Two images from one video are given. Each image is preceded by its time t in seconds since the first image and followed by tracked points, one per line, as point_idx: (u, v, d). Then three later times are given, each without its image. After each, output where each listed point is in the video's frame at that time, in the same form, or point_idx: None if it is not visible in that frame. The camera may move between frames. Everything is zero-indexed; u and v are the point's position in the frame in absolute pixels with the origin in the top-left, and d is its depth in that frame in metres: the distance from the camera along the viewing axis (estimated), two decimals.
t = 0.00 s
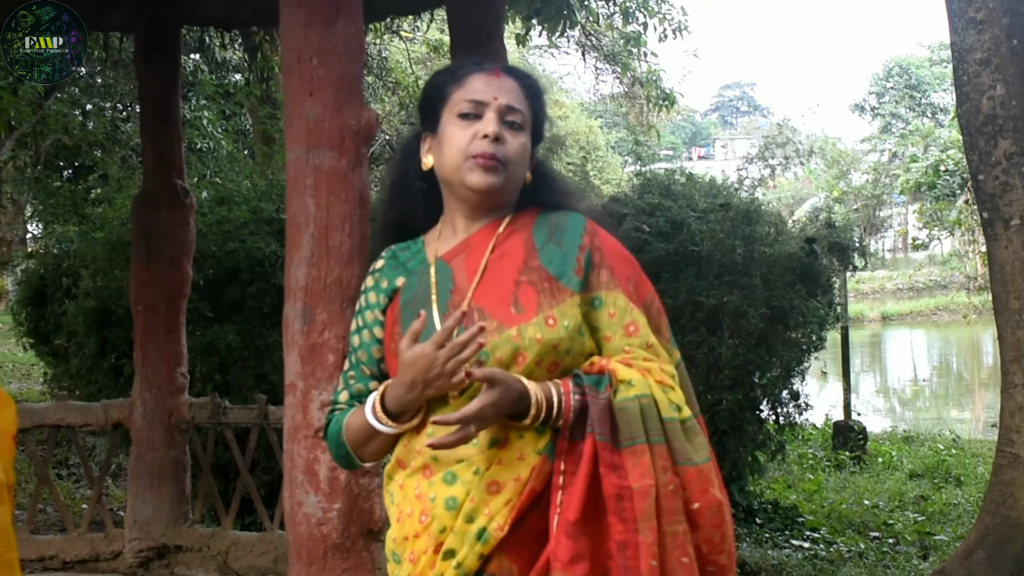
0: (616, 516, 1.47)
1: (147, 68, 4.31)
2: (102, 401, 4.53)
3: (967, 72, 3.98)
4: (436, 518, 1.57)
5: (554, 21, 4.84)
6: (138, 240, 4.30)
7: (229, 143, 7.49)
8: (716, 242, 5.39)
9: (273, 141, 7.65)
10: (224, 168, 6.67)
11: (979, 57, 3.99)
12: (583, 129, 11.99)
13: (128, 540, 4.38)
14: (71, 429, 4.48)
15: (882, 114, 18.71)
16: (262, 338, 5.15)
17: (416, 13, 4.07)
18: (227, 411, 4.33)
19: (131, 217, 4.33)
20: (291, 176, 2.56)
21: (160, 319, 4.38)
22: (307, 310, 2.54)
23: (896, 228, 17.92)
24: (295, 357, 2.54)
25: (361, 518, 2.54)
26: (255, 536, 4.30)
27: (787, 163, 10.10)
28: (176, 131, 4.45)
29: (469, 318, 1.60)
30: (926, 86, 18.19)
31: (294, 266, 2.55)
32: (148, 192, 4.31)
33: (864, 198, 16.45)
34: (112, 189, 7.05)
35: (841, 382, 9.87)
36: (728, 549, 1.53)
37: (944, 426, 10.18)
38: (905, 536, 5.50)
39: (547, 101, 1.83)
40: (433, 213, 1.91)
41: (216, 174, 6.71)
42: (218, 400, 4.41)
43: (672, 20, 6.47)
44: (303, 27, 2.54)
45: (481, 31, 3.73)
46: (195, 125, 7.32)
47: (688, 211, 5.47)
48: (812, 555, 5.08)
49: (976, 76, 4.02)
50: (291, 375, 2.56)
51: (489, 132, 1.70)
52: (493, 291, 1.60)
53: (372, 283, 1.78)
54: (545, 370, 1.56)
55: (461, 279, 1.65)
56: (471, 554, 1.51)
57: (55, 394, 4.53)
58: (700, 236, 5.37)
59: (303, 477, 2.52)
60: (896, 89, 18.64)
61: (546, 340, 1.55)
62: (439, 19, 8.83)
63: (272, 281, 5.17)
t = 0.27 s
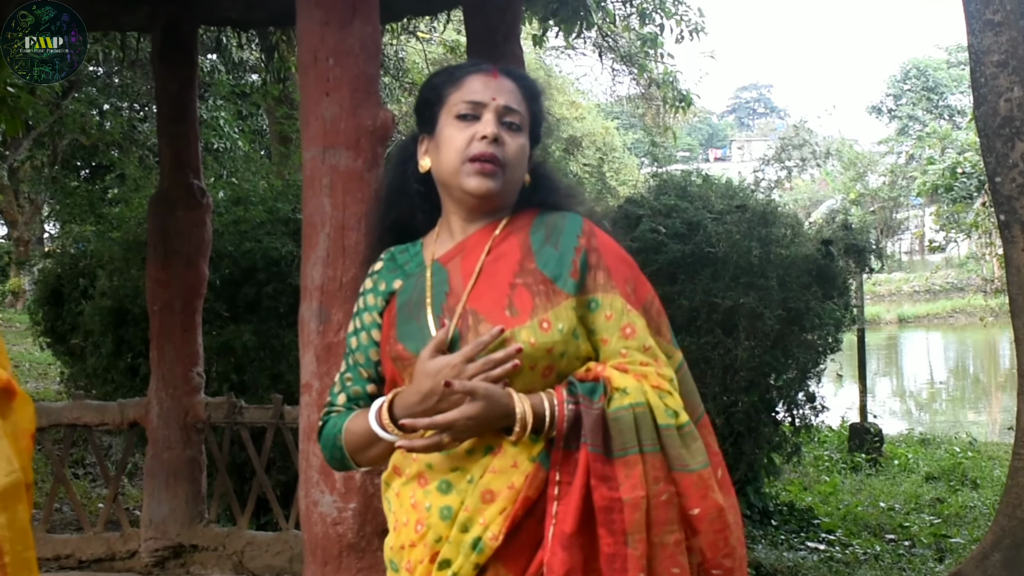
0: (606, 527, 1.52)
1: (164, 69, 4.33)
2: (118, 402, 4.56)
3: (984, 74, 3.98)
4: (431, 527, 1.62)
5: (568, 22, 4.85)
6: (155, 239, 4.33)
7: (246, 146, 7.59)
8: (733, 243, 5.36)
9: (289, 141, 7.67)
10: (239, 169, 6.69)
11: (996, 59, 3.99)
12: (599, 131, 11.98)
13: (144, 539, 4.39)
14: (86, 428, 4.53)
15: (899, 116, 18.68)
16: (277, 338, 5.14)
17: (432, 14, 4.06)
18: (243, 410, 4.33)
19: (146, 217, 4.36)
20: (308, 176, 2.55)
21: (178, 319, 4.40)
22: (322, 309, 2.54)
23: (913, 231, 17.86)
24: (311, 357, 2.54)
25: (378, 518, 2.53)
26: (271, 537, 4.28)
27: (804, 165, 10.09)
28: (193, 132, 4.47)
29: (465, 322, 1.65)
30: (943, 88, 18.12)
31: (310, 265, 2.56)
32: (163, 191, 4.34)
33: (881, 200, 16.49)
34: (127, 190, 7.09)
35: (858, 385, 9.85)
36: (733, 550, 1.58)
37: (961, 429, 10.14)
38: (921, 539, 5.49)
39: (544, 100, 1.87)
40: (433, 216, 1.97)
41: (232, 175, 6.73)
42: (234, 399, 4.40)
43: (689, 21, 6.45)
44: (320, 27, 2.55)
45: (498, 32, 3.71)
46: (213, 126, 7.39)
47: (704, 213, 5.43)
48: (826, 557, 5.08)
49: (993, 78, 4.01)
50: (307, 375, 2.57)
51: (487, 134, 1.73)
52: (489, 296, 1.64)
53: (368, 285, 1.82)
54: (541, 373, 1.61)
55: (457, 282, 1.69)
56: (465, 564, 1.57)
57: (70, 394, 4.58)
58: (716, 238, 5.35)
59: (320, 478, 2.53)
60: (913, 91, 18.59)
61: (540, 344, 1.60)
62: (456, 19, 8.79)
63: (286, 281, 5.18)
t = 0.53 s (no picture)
0: (601, 544, 1.52)
1: (181, 79, 4.34)
2: (137, 411, 4.60)
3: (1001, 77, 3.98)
4: (420, 542, 1.64)
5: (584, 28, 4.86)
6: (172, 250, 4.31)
7: (261, 153, 7.87)
8: (750, 249, 5.45)
9: (306, 150, 7.69)
10: (256, 178, 6.71)
11: (1012, 61, 4.00)
12: (614, 135, 12.00)
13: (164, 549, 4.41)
14: (106, 438, 4.57)
15: (915, 118, 18.68)
16: (297, 346, 5.24)
17: (446, 21, 4.05)
18: (263, 419, 4.39)
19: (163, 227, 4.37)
20: (328, 186, 2.55)
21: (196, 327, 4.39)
22: (341, 318, 2.55)
23: (930, 233, 17.84)
24: (329, 367, 2.53)
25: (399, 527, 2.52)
26: (292, 545, 4.38)
27: (821, 168, 10.08)
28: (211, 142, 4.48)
29: (455, 327, 1.67)
30: (960, 90, 18.08)
31: (328, 274, 2.56)
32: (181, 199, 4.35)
33: (898, 203, 16.53)
34: (145, 200, 7.13)
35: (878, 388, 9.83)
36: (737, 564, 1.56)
37: (981, 432, 10.11)
38: (942, 542, 5.49)
39: (543, 102, 1.88)
40: (427, 221, 1.99)
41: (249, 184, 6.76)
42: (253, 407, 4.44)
43: (705, 25, 6.46)
44: (336, 35, 2.55)
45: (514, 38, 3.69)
46: (230, 135, 7.60)
47: (721, 217, 5.54)
48: (847, 561, 5.09)
49: (1011, 80, 4.02)
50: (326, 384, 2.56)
51: (483, 137, 1.75)
52: (481, 301, 1.66)
53: (363, 289, 1.86)
54: (533, 380, 1.62)
55: (448, 286, 1.72)
56: None
57: (89, 405, 4.61)
58: (733, 242, 5.43)
59: (340, 487, 2.53)
60: (929, 93, 18.57)
61: (532, 350, 1.61)
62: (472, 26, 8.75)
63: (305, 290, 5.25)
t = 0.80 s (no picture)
0: (585, 548, 1.55)
1: (194, 84, 4.33)
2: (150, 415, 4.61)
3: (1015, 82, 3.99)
4: (402, 544, 1.66)
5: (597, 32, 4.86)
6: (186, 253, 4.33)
7: (274, 156, 7.98)
8: (762, 253, 5.55)
9: (319, 153, 7.71)
10: (269, 182, 6.73)
11: None
12: (627, 139, 11.99)
13: (177, 552, 4.43)
14: (119, 442, 4.54)
15: (929, 122, 18.63)
16: (309, 351, 5.25)
17: (459, 26, 4.04)
18: (276, 423, 4.44)
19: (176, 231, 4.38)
20: (342, 191, 2.54)
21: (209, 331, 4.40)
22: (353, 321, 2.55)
23: (944, 238, 17.78)
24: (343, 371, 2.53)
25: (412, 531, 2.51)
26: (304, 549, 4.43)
27: (834, 172, 10.05)
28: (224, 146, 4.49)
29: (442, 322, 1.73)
30: (974, 94, 18.01)
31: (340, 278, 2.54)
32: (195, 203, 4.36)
33: (911, 207, 16.64)
34: (158, 203, 7.16)
35: (892, 393, 9.81)
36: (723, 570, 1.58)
37: (995, 437, 10.07)
38: (955, 546, 5.48)
39: (541, 102, 1.91)
40: (422, 218, 2.03)
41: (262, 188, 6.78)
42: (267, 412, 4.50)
43: (718, 30, 6.45)
44: (349, 40, 2.55)
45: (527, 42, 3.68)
46: (243, 139, 7.71)
47: (734, 222, 5.64)
48: (860, 566, 5.09)
49: None
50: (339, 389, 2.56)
51: (481, 134, 1.77)
52: (470, 299, 1.70)
53: (355, 285, 1.92)
54: (518, 379, 1.66)
55: (438, 282, 1.77)
56: None
57: (103, 407, 4.58)
58: (746, 247, 5.53)
59: (352, 490, 2.53)
60: (943, 97, 18.52)
61: (521, 348, 1.65)
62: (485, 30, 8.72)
63: (318, 293, 5.28)
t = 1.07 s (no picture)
0: (575, 556, 1.58)
1: (214, 86, 4.33)
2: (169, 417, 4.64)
3: None
4: (392, 549, 1.70)
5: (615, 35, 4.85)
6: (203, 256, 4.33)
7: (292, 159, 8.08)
8: (781, 256, 5.54)
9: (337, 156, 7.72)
10: (286, 185, 6.75)
11: None
12: (644, 142, 11.97)
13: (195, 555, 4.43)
14: (138, 443, 4.60)
15: (946, 125, 18.55)
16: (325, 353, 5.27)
17: (478, 29, 4.03)
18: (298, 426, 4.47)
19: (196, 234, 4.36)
20: (359, 193, 2.53)
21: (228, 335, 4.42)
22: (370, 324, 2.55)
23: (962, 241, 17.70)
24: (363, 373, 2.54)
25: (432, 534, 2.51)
26: (322, 552, 4.52)
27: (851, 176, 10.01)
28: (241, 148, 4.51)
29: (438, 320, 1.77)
30: (992, 97, 17.90)
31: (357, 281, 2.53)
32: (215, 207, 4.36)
33: (929, 211, 16.90)
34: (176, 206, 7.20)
35: (910, 398, 9.79)
36: None
37: (1015, 441, 10.03)
38: (973, 551, 5.47)
39: (550, 104, 1.94)
40: (423, 214, 2.05)
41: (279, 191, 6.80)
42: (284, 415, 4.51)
43: (735, 33, 6.42)
44: (369, 44, 2.56)
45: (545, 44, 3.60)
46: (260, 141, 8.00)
47: (753, 226, 5.65)
48: (878, 570, 5.09)
49: None
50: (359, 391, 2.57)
51: (489, 134, 1.80)
52: (468, 299, 1.75)
53: (354, 281, 1.96)
54: (513, 382, 1.70)
55: (436, 281, 1.82)
56: None
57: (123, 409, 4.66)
58: (764, 250, 5.51)
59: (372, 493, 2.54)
60: (961, 100, 18.42)
61: (516, 350, 1.69)
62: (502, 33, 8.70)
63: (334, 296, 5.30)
